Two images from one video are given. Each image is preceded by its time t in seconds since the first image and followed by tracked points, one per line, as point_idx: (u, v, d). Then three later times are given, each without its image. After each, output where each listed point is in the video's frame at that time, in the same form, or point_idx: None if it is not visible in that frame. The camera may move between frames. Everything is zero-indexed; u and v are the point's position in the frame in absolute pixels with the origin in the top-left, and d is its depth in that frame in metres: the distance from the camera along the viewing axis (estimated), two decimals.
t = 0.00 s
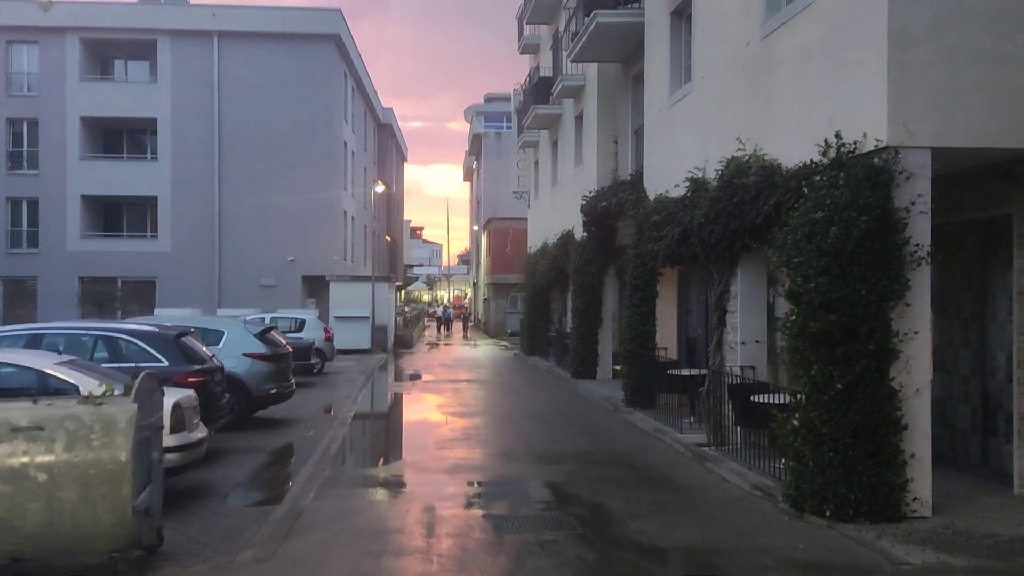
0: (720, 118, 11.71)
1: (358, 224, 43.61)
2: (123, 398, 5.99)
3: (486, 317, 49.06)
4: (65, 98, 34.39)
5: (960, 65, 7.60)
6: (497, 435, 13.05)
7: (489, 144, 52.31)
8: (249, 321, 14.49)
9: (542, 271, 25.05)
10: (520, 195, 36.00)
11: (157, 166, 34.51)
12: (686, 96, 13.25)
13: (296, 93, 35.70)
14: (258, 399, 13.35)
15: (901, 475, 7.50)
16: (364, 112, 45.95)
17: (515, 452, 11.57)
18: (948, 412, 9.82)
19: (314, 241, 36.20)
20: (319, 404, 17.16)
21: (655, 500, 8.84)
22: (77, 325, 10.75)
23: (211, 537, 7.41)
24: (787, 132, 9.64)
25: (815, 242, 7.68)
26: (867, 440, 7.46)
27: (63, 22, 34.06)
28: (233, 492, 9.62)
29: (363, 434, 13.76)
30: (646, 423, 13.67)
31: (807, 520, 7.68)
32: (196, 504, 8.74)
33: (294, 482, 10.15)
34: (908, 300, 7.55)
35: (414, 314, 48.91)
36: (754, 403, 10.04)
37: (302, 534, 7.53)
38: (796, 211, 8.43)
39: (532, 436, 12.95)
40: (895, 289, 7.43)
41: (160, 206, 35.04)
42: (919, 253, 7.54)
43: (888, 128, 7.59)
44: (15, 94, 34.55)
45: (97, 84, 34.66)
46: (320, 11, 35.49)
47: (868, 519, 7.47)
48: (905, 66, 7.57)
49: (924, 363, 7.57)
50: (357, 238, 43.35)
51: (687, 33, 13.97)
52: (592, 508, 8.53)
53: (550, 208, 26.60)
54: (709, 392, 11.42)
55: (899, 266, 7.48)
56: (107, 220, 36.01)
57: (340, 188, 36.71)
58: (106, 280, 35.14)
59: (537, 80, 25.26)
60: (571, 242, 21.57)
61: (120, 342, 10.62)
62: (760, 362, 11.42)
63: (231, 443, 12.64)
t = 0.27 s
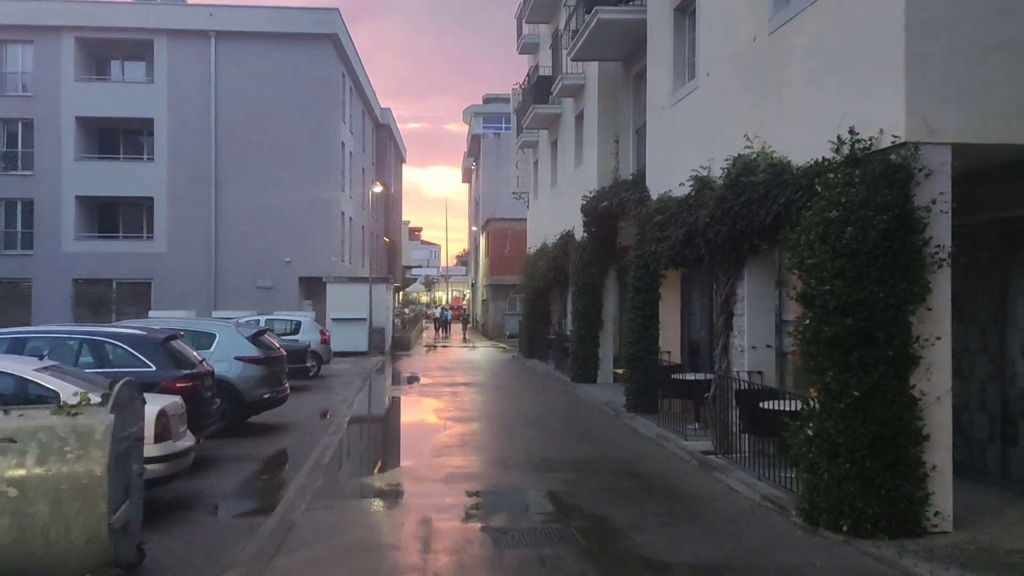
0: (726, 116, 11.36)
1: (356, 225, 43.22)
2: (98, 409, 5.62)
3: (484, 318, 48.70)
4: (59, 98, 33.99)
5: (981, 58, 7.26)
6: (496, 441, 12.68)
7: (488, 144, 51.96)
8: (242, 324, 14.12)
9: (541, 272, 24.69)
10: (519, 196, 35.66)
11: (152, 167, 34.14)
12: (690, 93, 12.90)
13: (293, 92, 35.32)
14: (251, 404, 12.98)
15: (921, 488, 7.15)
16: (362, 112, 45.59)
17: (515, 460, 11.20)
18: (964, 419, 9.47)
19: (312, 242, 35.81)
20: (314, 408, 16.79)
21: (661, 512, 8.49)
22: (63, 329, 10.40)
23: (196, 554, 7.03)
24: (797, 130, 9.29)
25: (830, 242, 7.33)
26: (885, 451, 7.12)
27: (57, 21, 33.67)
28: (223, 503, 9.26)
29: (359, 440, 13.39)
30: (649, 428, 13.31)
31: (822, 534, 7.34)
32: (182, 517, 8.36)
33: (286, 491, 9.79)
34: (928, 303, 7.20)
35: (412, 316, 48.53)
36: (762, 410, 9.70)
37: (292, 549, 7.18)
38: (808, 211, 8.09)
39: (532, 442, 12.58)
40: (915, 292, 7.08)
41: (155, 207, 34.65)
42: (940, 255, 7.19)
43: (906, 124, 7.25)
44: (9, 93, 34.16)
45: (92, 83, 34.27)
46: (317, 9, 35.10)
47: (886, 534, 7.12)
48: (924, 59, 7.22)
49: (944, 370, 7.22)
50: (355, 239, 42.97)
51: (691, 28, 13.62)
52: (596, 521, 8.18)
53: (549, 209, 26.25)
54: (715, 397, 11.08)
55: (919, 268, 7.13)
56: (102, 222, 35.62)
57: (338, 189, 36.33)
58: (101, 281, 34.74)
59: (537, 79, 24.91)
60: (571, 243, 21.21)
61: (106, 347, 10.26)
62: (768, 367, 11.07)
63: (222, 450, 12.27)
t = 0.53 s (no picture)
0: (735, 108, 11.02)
1: (355, 225, 42.88)
2: (76, 410, 5.28)
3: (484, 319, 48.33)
4: (56, 96, 33.64)
5: (1006, 42, 6.94)
6: (496, 444, 12.34)
7: (488, 144, 51.62)
8: (238, 323, 13.78)
9: (542, 272, 24.34)
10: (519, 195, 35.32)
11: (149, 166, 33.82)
12: (696, 85, 12.57)
13: (291, 91, 34.98)
14: (245, 405, 12.64)
15: (944, 493, 6.82)
16: (361, 111, 45.28)
17: (517, 463, 10.87)
18: (984, 422, 9.12)
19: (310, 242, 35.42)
20: (311, 409, 16.45)
21: (670, 518, 8.15)
22: (51, 327, 10.07)
23: (184, 563, 6.68)
24: (811, 120, 8.96)
25: (848, 236, 7.00)
26: (908, 454, 6.78)
27: (54, 19, 33.35)
28: (215, 506, 8.93)
29: (356, 442, 13.04)
30: (655, 430, 12.96)
31: (840, 542, 7.00)
32: (171, 522, 8.01)
33: (281, 495, 9.46)
34: (952, 299, 6.86)
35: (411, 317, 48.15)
36: (773, 411, 9.36)
37: (285, 557, 6.84)
38: (824, 203, 7.75)
39: (535, 444, 12.24)
40: (937, 288, 6.74)
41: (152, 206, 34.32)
42: (964, 249, 6.85)
43: (929, 111, 6.92)
44: (4, 91, 33.82)
45: (88, 81, 33.93)
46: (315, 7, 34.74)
47: (909, 541, 6.78)
48: (947, 43, 6.89)
49: (969, 369, 6.88)
50: (354, 239, 42.62)
51: (696, 20, 13.27)
52: (602, 527, 7.83)
53: (550, 208, 25.91)
54: (723, 398, 10.75)
55: (942, 262, 6.79)
56: (99, 221, 35.27)
57: (336, 188, 35.98)
58: (97, 281, 34.39)
59: (538, 76, 24.57)
60: (573, 242, 20.88)
61: (94, 347, 9.91)
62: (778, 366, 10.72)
63: (216, 451, 11.92)
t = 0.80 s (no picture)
0: (745, 104, 10.72)
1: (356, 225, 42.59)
2: (55, 419, 4.98)
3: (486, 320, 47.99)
4: (55, 96, 33.38)
5: None
6: (499, 449, 12.03)
7: (490, 144, 51.32)
8: (235, 325, 13.49)
9: (546, 272, 24.03)
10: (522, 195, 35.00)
11: (149, 166, 33.56)
12: (704, 81, 12.26)
13: (292, 90, 34.69)
14: (241, 409, 12.34)
15: (970, 504, 6.50)
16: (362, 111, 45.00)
17: (521, 469, 10.56)
18: (1007, 428, 8.77)
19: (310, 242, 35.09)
20: (311, 412, 16.15)
21: (681, 529, 7.84)
22: (41, 330, 9.76)
23: None
24: (826, 115, 8.66)
25: (868, 235, 6.70)
26: (931, 464, 6.47)
27: (53, 18, 33.09)
28: (209, 514, 8.63)
29: (355, 446, 12.73)
30: (662, 435, 12.64)
31: (860, 555, 6.69)
32: (161, 533, 7.69)
33: (278, 503, 9.15)
34: (978, 302, 6.54)
35: (413, 318, 47.83)
36: (785, 417, 9.05)
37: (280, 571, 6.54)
38: (841, 201, 7.45)
39: (539, 450, 11.92)
40: (963, 289, 6.43)
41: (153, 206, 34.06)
42: (991, 248, 6.53)
43: (953, 104, 6.61)
44: (3, 91, 33.57)
45: (87, 81, 33.66)
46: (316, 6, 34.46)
47: (932, 555, 6.47)
48: (972, 32, 6.58)
49: (996, 375, 6.57)
50: (355, 240, 42.33)
51: (704, 15, 12.97)
52: (611, 538, 7.52)
53: (553, 208, 25.60)
54: (733, 403, 10.43)
55: (968, 263, 6.48)
56: (99, 222, 34.99)
57: (337, 188, 35.69)
58: (97, 282, 34.12)
59: (541, 74, 24.28)
60: (577, 242, 20.58)
61: (84, 350, 9.61)
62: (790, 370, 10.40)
63: (212, 456, 11.62)
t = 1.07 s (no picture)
0: (755, 98, 10.41)
1: (358, 226, 42.33)
2: (27, 424, 4.68)
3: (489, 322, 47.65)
4: (55, 95, 33.15)
5: None
6: (502, 453, 11.72)
7: (493, 145, 51.03)
8: (231, 326, 13.19)
9: (549, 273, 23.72)
10: (525, 196, 34.68)
11: (150, 166, 33.30)
12: (712, 75, 11.95)
13: (293, 90, 34.43)
14: (237, 411, 12.04)
15: (997, 513, 6.17)
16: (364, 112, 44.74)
17: (524, 474, 10.24)
18: None
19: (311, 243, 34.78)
20: (310, 414, 15.84)
21: (691, 537, 7.51)
22: (28, 330, 9.46)
23: None
24: (841, 107, 8.34)
25: (888, 229, 6.38)
26: (957, 470, 6.14)
27: (53, 17, 32.87)
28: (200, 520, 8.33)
29: (354, 449, 12.43)
30: (668, 438, 12.31)
31: (880, 566, 6.37)
32: (149, 541, 7.38)
33: (272, 508, 8.85)
34: (1005, 299, 6.22)
35: (415, 320, 47.50)
36: (798, 420, 8.72)
37: None
38: (859, 195, 7.12)
39: (543, 454, 11.60)
40: (990, 286, 6.10)
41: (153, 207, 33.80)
42: (1018, 243, 6.21)
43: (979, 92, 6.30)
44: (3, 91, 33.33)
45: (87, 80, 33.41)
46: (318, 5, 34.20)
47: (957, 566, 6.14)
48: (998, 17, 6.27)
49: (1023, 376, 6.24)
50: (357, 241, 42.05)
51: (712, 8, 12.66)
52: (618, 547, 7.20)
53: (557, 209, 25.29)
54: (743, 406, 10.11)
55: (995, 258, 6.15)
56: (99, 223, 34.74)
57: (339, 189, 35.42)
58: (97, 283, 33.86)
59: (544, 73, 23.98)
60: (581, 242, 20.27)
61: (72, 351, 9.30)
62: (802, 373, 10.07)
63: (207, 460, 11.33)
